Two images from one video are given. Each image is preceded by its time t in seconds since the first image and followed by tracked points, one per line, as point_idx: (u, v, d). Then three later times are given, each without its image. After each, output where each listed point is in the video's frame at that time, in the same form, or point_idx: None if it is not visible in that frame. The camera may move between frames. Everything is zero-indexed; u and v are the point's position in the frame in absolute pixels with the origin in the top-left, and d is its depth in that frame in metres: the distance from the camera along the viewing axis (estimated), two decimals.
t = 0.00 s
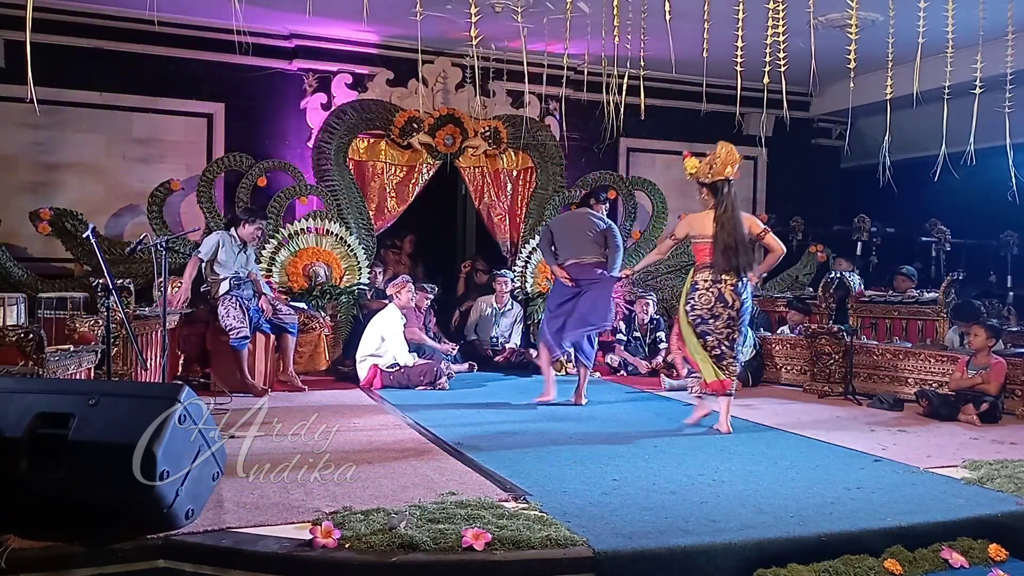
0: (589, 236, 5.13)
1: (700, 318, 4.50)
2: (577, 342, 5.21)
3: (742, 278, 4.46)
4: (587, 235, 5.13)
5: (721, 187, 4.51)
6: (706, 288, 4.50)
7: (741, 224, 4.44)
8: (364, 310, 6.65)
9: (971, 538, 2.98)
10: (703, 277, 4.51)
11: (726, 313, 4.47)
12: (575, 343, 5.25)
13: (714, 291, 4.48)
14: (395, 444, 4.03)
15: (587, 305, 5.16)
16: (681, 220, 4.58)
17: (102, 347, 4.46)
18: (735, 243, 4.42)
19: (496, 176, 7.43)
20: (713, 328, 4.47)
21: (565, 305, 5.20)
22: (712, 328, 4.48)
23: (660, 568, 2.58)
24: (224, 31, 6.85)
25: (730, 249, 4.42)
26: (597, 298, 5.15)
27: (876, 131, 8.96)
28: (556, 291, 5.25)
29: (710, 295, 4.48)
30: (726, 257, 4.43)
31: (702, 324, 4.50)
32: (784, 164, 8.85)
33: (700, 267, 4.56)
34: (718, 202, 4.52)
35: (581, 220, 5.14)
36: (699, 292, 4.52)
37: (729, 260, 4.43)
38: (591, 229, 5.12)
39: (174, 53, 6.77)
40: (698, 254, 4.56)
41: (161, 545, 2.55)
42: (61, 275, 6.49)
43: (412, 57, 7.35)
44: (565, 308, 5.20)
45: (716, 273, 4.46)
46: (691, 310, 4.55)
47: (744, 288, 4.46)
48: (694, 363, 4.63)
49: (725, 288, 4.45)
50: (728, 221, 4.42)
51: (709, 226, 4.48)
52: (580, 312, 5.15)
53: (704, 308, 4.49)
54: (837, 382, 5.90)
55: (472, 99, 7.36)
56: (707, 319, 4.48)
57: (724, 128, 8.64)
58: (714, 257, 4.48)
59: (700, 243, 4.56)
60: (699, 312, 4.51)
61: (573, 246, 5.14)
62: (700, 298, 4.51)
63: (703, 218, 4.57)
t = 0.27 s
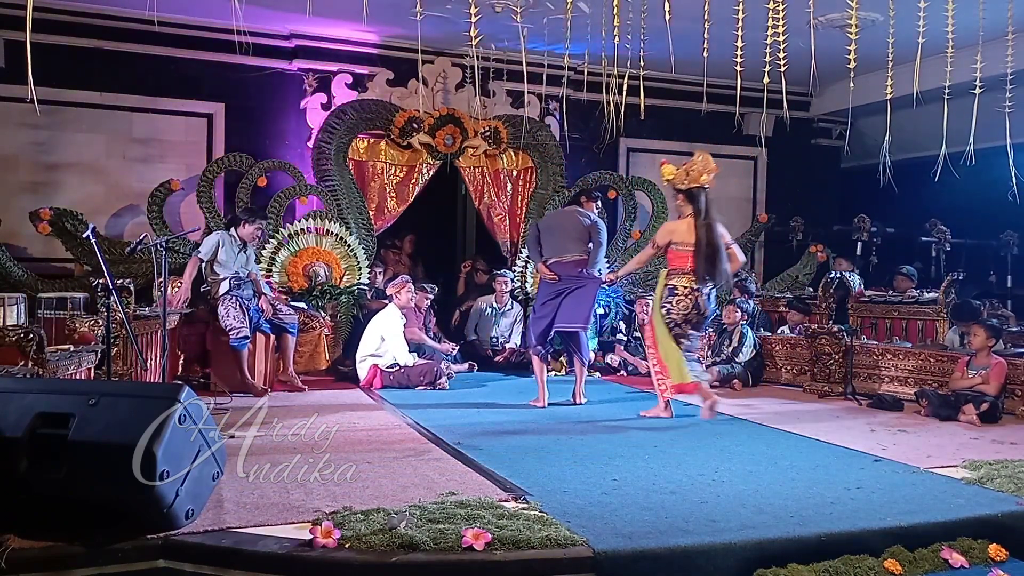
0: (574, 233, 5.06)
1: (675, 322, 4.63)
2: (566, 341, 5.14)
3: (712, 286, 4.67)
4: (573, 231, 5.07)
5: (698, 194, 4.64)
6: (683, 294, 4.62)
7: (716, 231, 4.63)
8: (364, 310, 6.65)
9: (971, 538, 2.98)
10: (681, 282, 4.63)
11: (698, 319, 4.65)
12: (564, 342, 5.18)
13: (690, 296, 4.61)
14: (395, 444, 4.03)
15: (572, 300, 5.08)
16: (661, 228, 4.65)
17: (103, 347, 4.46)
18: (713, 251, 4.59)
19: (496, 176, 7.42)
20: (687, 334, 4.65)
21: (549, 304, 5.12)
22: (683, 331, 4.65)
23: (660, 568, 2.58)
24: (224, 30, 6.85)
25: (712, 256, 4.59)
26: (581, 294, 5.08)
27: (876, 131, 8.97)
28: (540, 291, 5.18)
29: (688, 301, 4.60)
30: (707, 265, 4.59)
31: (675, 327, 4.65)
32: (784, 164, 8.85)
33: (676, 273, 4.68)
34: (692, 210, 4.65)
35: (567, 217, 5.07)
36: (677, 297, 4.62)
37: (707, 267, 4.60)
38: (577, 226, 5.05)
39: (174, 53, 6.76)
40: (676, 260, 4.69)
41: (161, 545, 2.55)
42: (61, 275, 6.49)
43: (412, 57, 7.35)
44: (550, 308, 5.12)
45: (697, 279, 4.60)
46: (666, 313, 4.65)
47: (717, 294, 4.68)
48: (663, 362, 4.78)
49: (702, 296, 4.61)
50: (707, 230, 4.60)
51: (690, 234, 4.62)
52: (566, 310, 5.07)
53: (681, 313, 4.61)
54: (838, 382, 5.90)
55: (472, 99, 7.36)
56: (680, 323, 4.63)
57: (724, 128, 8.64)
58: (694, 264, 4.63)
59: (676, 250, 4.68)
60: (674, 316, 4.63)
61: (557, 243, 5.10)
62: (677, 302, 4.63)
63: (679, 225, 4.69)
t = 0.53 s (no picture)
0: (567, 229, 5.10)
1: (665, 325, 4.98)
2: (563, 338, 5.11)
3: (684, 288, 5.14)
4: (566, 228, 5.10)
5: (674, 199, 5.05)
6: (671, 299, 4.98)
7: (691, 235, 5.08)
8: (364, 310, 6.65)
9: (971, 538, 2.98)
10: (668, 288, 4.99)
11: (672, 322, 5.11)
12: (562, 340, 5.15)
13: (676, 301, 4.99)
14: (395, 444, 4.03)
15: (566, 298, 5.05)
16: (653, 233, 4.95)
17: (103, 347, 4.45)
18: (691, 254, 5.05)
19: (496, 176, 7.42)
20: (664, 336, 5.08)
21: (544, 301, 5.11)
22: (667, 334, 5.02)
23: (660, 568, 2.58)
24: (224, 31, 6.85)
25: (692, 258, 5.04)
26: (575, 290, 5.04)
27: (876, 131, 8.97)
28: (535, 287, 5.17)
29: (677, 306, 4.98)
30: (690, 268, 5.03)
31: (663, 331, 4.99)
32: (785, 163, 8.85)
33: (662, 278, 5.01)
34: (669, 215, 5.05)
35: (560, 213, 5.12)
36: (668, 303, 4.96)
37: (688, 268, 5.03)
38: (570, 222, 5.10)
39: (174, 53, 6.76)
40: (661, 265, 5.02)
41: (161, 545, 2.55)
42: (61, 275, 6.49)
43: (412, 57, 7.35)
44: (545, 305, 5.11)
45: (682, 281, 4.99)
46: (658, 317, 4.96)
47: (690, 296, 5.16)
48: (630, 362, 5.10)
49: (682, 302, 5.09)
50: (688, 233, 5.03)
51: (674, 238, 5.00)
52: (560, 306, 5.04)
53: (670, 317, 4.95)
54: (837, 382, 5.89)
55: (472, 99, 7.36)
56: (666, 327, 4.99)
57: (724, 128, 8.64)
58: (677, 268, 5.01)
59: (660, 254, 5.02)
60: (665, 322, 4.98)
61: (550, 240, 5.09)
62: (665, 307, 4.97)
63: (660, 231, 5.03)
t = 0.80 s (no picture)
0: (565, 228, 5.10)
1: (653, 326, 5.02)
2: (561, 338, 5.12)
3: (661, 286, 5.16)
4: (563, 227, 5.10)
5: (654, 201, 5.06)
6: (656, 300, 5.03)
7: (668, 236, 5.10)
8: (364, 310, 6.65)
9: (971, 538, 2.98)
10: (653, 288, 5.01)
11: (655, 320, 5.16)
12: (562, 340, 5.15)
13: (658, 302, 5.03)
14: (395, 444, 4.03)
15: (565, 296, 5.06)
16: (637, 234, 4.90)
17: (102, 346, 4.45)
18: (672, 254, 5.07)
19: (496, 176, 7.41)
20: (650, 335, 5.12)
21: (541, 300, 5.10)
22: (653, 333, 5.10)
23: (660, 568, 2.58)
24: (224, 31, 6.85)
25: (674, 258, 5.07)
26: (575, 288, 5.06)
27: (876, 131, 8.97)
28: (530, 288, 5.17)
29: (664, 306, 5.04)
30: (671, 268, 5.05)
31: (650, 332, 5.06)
32: (785, 163, 8.85)
33: (646, 279, 4.99)
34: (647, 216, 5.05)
35: (558, 210, 5.12)
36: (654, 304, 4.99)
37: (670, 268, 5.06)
38: (567, 221, 5.10)
39: (174, 53, 6.76)
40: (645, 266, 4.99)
41: (161, 545, 2.55)
42: (61, 275, 6.49)
43: (412, 57, 7.34)
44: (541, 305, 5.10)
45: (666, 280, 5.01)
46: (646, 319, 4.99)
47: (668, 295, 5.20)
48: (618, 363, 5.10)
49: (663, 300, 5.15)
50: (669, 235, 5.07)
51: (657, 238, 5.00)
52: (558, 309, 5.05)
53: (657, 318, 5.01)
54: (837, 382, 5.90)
55: (472, 99, 7.36)
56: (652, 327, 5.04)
57: (724, 128, 8.64)
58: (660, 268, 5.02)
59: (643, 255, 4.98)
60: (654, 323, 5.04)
61: (547, 239, 5.10)
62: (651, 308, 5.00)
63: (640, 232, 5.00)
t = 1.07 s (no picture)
0: (562, 231, 5.10)
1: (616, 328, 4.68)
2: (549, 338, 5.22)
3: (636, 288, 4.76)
4: (561, 230, 5.10)
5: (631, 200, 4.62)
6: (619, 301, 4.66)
7: (643, 236, 4.68)
8: (364, 310, 6.65)
9: (971, 538, 2.98)
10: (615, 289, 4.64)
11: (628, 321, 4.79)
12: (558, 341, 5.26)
13: (624, 301, 4.67)
14: (395, 444, 4.03)
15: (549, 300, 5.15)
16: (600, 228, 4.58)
17: (102, 347, 4.45)
18: (642, 256, 4.66)
19: (496, 176, 7.41)
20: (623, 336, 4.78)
21: (532, 303, 5.25)
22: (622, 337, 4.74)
23: (659, 568, 2.58)
24: (224, 31, 6.85)
25: (644, 262, 4.67)
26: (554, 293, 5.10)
27: (876, 131, 8.97)
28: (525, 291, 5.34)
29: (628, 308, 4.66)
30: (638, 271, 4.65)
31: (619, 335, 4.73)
32: (785, 163, 8.85)
33: (606, 279, 4.63)
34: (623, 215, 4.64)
35: (560, 212, 5.11)
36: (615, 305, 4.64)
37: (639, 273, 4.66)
38: (565, 224, 5.09)
39: (174, 53, 6.76)
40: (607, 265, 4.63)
41: (161, 545, 2.55)
42: (61, 275, 6.49)
43: (413, 57, 7.34)
44: (534, 307, 5.25)
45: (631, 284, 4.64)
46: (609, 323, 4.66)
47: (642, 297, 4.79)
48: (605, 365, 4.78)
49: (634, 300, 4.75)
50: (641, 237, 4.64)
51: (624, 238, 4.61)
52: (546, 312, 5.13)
53: (621, 319, 4.65)
54: (837, 382, 5.91)
55: (472, 99, 7.36)
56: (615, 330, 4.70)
57: (724, 128, 8.64)
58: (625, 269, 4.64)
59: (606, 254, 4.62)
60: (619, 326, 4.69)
61: (542, 240, 5.15)
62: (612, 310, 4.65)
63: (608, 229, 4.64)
